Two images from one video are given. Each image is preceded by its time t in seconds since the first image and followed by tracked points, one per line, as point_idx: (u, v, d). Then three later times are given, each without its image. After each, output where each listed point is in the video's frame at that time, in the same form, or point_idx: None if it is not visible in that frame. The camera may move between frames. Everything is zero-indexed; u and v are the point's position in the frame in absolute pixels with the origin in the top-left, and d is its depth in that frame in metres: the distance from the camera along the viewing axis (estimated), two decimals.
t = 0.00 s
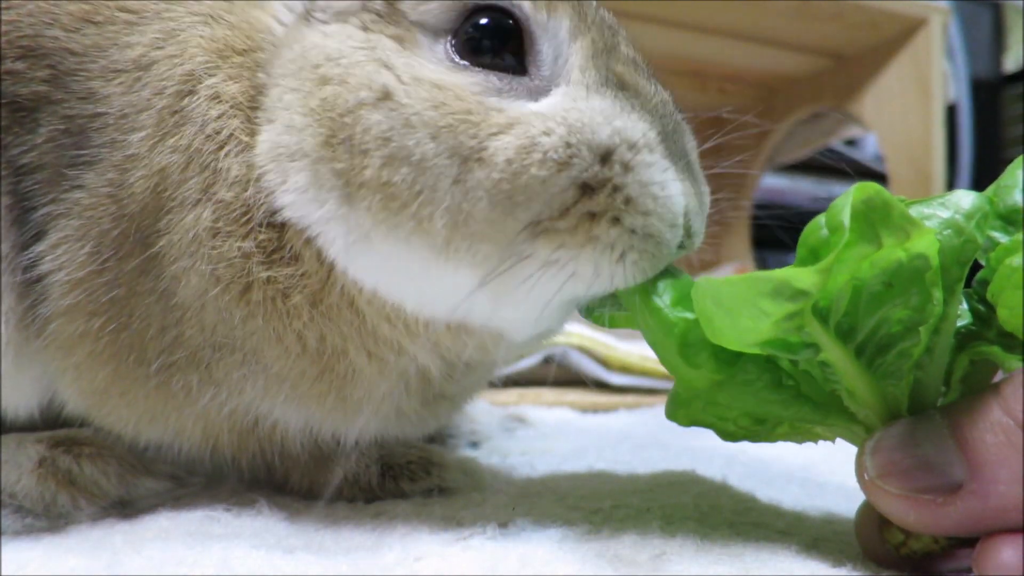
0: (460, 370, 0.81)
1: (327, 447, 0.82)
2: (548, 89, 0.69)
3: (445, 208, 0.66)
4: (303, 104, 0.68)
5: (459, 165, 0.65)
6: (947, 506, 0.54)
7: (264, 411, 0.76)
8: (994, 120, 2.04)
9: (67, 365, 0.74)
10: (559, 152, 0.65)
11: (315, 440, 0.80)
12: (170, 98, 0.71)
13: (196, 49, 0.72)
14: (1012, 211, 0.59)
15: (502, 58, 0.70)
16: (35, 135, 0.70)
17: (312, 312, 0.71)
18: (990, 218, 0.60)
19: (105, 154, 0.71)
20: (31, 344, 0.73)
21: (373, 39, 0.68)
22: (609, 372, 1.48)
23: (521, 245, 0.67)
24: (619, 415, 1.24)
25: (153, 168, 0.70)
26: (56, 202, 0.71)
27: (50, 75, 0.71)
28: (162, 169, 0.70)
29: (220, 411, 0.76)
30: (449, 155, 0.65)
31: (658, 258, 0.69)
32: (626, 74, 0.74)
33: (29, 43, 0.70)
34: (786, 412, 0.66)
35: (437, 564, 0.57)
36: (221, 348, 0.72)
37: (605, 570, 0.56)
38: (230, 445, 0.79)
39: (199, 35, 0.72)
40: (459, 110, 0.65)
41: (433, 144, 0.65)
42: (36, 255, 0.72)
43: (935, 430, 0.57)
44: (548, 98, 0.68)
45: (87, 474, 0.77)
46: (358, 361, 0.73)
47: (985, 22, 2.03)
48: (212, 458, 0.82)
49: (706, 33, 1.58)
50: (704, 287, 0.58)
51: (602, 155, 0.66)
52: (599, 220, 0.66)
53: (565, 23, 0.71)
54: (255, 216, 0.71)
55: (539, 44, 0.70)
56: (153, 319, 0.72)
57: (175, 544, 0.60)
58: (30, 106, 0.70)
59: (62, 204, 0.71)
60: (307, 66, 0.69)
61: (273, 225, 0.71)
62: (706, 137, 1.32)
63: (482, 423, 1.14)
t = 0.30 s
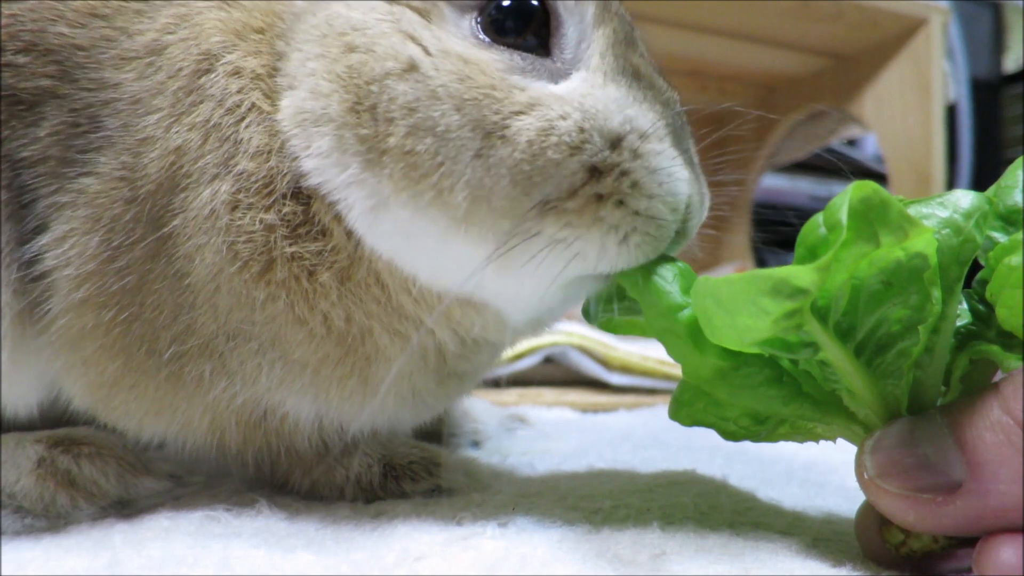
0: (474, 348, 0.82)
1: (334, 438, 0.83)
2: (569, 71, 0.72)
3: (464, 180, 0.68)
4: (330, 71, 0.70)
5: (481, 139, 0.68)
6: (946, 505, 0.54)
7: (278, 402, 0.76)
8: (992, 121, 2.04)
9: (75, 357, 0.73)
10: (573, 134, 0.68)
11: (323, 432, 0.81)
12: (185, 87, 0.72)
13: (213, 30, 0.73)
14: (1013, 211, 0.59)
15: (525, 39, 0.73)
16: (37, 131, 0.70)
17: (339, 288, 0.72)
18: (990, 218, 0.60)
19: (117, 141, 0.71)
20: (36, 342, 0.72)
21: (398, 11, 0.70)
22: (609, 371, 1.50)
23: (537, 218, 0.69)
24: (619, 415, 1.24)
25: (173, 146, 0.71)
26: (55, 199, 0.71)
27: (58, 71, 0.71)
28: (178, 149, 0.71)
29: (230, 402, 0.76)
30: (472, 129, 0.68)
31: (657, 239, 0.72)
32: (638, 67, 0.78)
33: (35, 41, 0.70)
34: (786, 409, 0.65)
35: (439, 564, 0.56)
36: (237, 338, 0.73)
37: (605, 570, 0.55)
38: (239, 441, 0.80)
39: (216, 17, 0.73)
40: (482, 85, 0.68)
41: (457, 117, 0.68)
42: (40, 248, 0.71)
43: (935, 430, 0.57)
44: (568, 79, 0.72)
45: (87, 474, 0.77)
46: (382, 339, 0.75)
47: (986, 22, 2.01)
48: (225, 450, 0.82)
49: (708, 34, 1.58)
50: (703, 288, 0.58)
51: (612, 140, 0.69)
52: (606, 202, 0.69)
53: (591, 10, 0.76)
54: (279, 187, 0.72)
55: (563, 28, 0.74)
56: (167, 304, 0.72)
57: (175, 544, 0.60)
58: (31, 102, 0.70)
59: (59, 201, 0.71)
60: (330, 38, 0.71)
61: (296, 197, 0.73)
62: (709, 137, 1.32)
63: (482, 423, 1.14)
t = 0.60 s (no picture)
0: (534, 301, 0.86)
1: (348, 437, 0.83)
2: (635, 20, 0.81)
3: (556, 112, 0.76)
4: (410, 12, 0.76)
5: (568, 74, 0.76)
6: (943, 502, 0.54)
7: (318, 387, 0.78)
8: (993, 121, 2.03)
9: (86, 357, 0.75)
10: (650, 72, 0.77)
11: (352, 424, 0.82)
12: (253, 52, 0.76)
13: None
14: (1012, 214, 0.59)
15: None
16: (38, 113, 0.71)
17: (434, 231, 0.76)
18: (989, 219, 0.60)
19: (161, 120, 0.73)
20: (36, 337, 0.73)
21: None
22: (609, 372, 1.49)
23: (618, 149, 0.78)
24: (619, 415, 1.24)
25: (249, 108, 0.75)
26: (65, 186, 0.73)
27: (74, 55, 0.73)
28: (251, 120, 0.75)
29: (270, 388, 0.78)
30: (559, 65, 0.75)
31: (717, 171, 0.81)
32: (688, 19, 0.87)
33: (64, 30, 0.72)
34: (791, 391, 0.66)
35: (439, 565, 0.57)
36: (302, 312, 0.75)
37: (605, 570, 0.56)
38: (263, 433, 0.81)
39: None
40: (563, 26, 0.76)
41: (545, 54, 0.75)
42: (48, 242, 0.73)
43: (932, 428, 0.57)
44: (636, 27, 0.80)
45: (81, 484, 0.77)
46: (462, 291, 0.78)
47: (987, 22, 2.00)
48: (233, 448, 0.83)
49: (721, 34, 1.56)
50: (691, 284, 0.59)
51: (686, 79, 0.79)
52: (679, 133, 0.78)
53: None
54: (368, 132, 0.76)
55: None
56: (226, 286, 0.74)
57: (175, 545, 0.60)
58: (38, 83, 0.72)
59: (69, 190, 0.73)
60: None
61: (386, 139, 0.77)
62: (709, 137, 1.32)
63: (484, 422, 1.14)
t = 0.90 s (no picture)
0: (529, 279, 0.89)
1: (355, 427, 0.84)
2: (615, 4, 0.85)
3: (540, 88, 0.80)
4: None
5: (553, 53, 0.80)
6: (947, 503, 0.54)
7: (324, 366, 0.80)
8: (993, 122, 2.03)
9: (96, 340, 0.78)
10: (628, 62, 0.81)
11: (359, 408, 0.83)
12: (261, 32, 0.78)
13: None
14: (1013, 217, 0.59)
15: None
16: (60, 92, 0.74)
17: (441, 195, 0.80)
18: (991, 222, 0.60)
19: (164, 115, 0.75)
20: (46, 318, 0.75)
21: None
22: (609, 371, 1.49)
23: (594, 139, 0.82)
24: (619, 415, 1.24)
25: (257, 81, 0.77)
26: (88, 161, 0.75)
27: (98, 37, 0.75)
28: (240, 111, 0.76)
29: (280, 367, 0.80)
30: (546, 42, 0.80)
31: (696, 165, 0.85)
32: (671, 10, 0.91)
33: (91, 14, 0.75)
34: (795, 398, 0.66)
35: (439, 564, 0.56)
36: (313, 285, 0.77)
37: (605, 569, 0.55)
38: (272, 415, 0.81)
39: None
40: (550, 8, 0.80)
41: (531, 31, 0.80)
42: (68, 218, 0.76)
43: (934, 431, 0.57)
44: (615, 12, 0.84)
45: (82, 481, 0.78)
46: (468, 259, 0.80)
47: (984, 23, 2.02)
48: (236, 440, 0.84)
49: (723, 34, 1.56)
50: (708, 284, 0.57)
51: (659, 71, 0.82)
52: (654, 130, 0.82)
53: None
54: (377, 101, 0.80)
55: None
56: (236, 257, 0.77)
57: (175, 544, 0.60)
58: (64, 62, 0.74)
59: (88, 167, 0.75)
60: None
61: (392, 109, 0.81)
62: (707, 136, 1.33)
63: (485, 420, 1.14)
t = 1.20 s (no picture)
0: (528, 275, 0.89)
1: (356, 425, 0.84)
2: None
3: (537, 82, 0.81)
4: None
5: (549, 45, 0.81)
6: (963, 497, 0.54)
7: (327, 362, 0.79)
8: (992, 121, 2.04)
9: (99, 335, 0.78)
10: (621, 53, 0.82)
11: (358, 407, 0.83)
12: (263, 29, 0.78)
13: None
14: None
15: None
16: (66, 88, 0.74)
17: (443, 190, 0.80)
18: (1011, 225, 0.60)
19: (168, 111, 0.75)
20: (48, 315, 0.76)
21: None
22: (609, 371, 1.49)
23: (588, 132, 0.82)
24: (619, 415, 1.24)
25: (259, 76, 0.77)
26: (94, 156, 0.75)
27: (103, 32, 0.76)
28: (242, 107, 0.76)
29: (282, 363, 0.79)
30: (541, 34, 0.81)
31: (686, 155, 0.85)
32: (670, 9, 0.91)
33: (97, 10, 0.76)
34: (808, 390, 0.66)
35: (438, 564, 0.56)
36: (316, 279, 0.76)
37: (605, 570, 0.55)
38: (275, 411, 0.81)
39: None
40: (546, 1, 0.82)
41: (526, 23, 0.81)
42: (70, 212, 0.76)
43: (951, 423, 0.56)
44: (611, 6, 0.85)
45: (82, 480, 0.78)
46: (468, 254, 0.80)
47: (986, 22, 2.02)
48: (237, 437, 0.84)
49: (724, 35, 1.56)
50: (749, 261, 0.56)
51: (653, 64, 0.83)
52: (646, 122, 0.82)
53: None
54: (378, 95, 0.80)
55: None
56: (236, 250, 0.77)
57: (176, 544, 0.60)
58: (69, 58, 0.75)
59: (94, 162, 0.75)
60: None
61: (392, 103, 0.80)
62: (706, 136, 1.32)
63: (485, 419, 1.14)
